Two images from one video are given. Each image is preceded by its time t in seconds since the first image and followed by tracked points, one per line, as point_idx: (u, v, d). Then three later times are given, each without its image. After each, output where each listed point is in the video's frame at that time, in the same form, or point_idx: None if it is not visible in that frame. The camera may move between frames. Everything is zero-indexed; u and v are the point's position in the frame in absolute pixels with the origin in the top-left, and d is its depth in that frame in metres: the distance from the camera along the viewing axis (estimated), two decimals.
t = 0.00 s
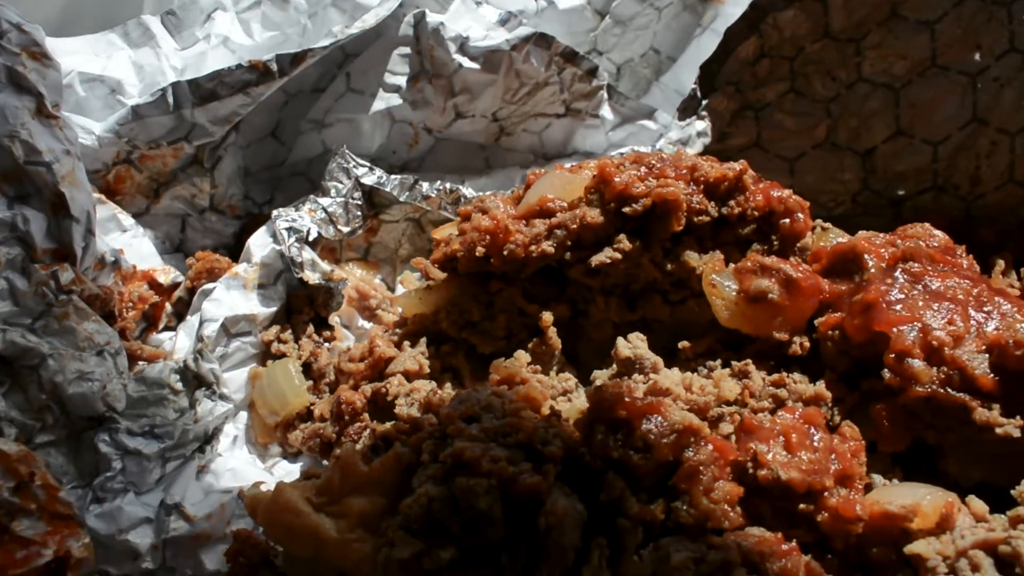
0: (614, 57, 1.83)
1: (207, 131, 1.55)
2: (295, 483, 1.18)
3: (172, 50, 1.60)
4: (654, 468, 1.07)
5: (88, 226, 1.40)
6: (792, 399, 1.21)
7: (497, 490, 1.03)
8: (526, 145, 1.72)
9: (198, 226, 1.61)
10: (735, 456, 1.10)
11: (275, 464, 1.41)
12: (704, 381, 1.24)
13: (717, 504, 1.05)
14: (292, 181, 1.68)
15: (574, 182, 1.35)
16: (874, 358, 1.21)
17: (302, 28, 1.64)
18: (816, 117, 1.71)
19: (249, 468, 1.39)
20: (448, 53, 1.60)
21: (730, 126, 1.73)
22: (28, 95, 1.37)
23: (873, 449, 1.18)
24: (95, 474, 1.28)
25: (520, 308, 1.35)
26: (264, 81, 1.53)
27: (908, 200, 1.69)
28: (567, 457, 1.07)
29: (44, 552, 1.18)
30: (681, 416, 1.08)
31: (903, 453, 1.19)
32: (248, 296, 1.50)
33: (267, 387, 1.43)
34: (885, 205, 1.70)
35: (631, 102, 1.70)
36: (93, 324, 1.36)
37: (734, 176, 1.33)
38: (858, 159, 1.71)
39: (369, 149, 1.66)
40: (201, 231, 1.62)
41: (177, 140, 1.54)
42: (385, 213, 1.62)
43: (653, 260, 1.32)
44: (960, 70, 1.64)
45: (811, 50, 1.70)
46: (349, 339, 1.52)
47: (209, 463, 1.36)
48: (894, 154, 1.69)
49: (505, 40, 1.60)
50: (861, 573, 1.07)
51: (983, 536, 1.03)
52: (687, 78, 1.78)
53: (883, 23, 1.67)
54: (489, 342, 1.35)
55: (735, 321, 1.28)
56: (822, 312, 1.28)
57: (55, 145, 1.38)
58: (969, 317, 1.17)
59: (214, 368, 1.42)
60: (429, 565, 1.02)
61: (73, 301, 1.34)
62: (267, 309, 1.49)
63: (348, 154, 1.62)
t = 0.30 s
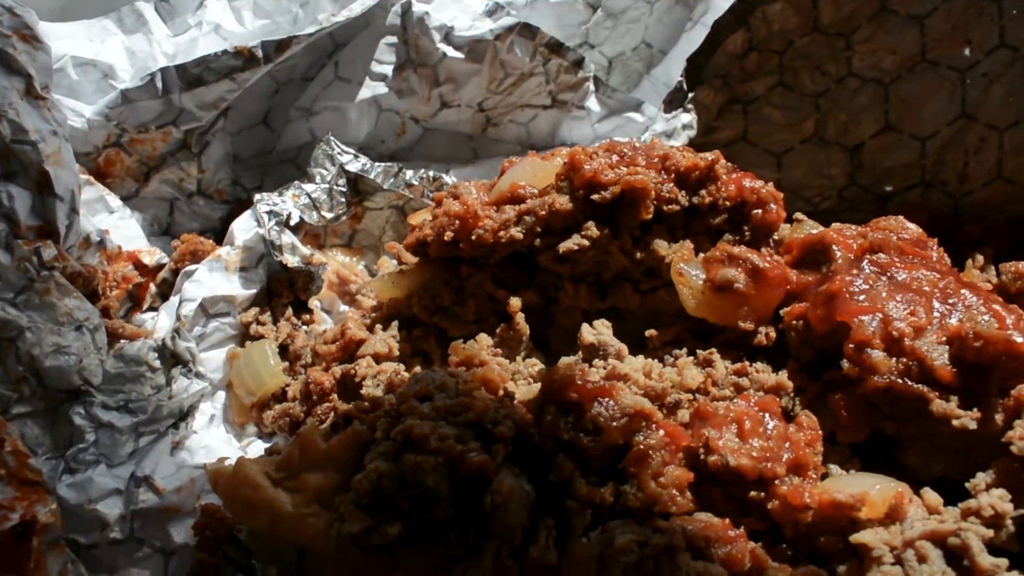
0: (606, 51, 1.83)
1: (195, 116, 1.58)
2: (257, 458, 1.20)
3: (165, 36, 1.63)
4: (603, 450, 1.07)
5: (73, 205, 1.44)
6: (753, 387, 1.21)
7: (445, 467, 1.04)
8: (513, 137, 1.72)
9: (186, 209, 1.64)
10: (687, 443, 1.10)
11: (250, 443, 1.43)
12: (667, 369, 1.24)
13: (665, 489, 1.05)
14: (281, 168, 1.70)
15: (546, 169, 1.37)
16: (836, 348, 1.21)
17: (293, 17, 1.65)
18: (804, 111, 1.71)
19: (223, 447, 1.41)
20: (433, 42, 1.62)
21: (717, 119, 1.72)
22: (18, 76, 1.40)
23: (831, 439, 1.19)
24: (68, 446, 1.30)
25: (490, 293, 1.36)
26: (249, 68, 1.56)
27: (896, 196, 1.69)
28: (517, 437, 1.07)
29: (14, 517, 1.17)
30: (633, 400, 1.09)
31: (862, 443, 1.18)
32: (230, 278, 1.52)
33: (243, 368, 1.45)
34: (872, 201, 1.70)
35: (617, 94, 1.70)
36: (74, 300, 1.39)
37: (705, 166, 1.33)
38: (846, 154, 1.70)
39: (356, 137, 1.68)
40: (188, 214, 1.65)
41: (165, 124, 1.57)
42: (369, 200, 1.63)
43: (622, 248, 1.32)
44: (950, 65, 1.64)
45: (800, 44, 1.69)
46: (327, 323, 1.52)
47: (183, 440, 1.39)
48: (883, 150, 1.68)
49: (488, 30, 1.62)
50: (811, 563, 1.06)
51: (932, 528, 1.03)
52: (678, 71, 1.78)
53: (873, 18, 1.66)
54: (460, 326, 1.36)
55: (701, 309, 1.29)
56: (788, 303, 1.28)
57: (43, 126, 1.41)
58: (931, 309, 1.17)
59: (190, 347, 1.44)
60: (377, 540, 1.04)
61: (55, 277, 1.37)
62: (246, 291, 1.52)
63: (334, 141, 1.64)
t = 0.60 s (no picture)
0: (597, 44, 1.83)
1: (183, 102, 1.60)
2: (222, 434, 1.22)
3: (157, 24, 1.66)
4: (555, 433, 1.08)
5: (58, 185, 1.47)
6: (716, 377, 1.21)
7: (396, 446, 1.05)
8: (500, 128, 1.73)
9: (175, 194, 1.66)
10: (641, 429, 1.10)
11: (226, 423, 1.46)
12: (631, 359, 1.24)
13: (615, 474, 1.06)
14: (270, 156, 1.72)
15: (519, 158, 1.38)
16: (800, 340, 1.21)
17: (285, 6, 1.67)
18: (792, 106, 1.70)
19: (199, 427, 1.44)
20: (419, 32, 1.63)
21: (704, 114, 1.72)
22: (8, 60, 1.43)
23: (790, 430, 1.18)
24: (44, 419, 1.33)
25: (461, 280, 1.36)
26: (236, 55, 1.58)
27: (882, 193, 1.68)
28: (469, 419, 1.08)
29: None
30: (587, 384, 1.10)
31: (821, 434, 1.18)
32: (213, 261, 1.54)
33: (221, 349, 1.48)
34: (859, 197, 1.69)
35: (605, 86, 1.70)
36: (56, 278, 1.42)
37: (678, 156, 1.33)
38: (833, 151, 1.70)
39: (344, 127, 1.69)
40: (177, 199, 1.67)
41: (154, 110, 1.59)
42: (354, 187, 1.64)
43: (592, 237, 1.32)
44: (939, 62, 1.63)
45: (788, 39, 1.69)
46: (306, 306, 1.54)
47: (159, 417, 1.41)
48: (869, 147, 1.68)
49: (473, 21, 1.63)
50: (760, 551, 1.06)
51: (880, 519, 1.02)
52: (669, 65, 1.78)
53: (863, 13, 1.65)
54: (431, 311, 1.37)
55: (668, 299, 1.29)
56: (755, 294, 1.27)
57: (30, 108, 1.44)
58: (895, 302, 1.16)
59: (168, 326, 1.47)
60: (328, 516, 1.06)
61: (38, 255, 1.40)
62: (228, 275, 1.54)
63: (320, 129, 1.65)
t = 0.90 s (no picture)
0: (589, 39, 1.84)
1: (173, 87, 1.62)
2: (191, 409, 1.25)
3: (153, 11, 1.65)
4: (508, 415, 1.08)
5: (46, 166, 1.49)
6: (679, 366, 1.21)
7: (350, 421, 1.06)
8: (488, 120, 1.73)
9: (165, 179, 1.68)
10: (598, 414, 1.11)
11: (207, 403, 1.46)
12: (598, 347, 1.25)
13: (568, 456, 1.06)
14: (261, 144, 1.74)
15: (494, 145, 1.39)
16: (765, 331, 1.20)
17: None
18: (781, 103, 1.69)
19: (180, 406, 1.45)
20: (406, 22, 1.65)
21: (692, 109, 1.72)
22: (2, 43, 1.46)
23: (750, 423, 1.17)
24: (24, 394, 1.35)
25: (434, 265, 1.37)
26: (224, 41, 1.61)
27: (871, 192, 1.67)
28: (425, 396, 1.09)
29: None
30: (543, 366, 1.10)
31: (783, 427, 1.17)
32: (197, 245, 1.55)
33: (201, 332, 1.48)
34: (847, 196, 1.68)
35: (592, 80, 1.71)
36: (42, 257, 1.42)
37: (651, 145, 1.33)
38: (822, 149, 1.68)
39: (333, 116, 1.71)
40: (167, 184, 1.69)
41: (145, 95, 1.62)
42: (340, 176, 1.66)
43: (563, 225, 1.33)
44: (930, 60, 1.60)
45: (778, 35, 1.68)
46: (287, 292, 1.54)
47: (138, 397, 1.42)
48: (859, 145, 1.66)
49: (460, 11, 1.65)
50: (712, 540, 1.06)
51: (831, 510, 1.01)
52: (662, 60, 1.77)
53: (854, 11, 1.64)
54: (402, 296, 1.39)
55: (637, 288, 1.28)
56: (724, 285, 1.26)
57: (21, 89, 1.47)
58: (860, 293, 1.15)
59: (150, 308, 1.48)
60: (283, 490, 1.08)
61: (24, 234, 1.41)
62: (211, 259, 1.56)
63: (308, 117, 1.66)
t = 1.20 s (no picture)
0: (583, 31, 1.84)
1: (167, 74, 1.65)
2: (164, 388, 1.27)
3: None
4: (467, 397, 1.08)
5: (37, 148, 1.51)
6: (648, 355, 1.20)
7: (310, 399, 1.07)
8: (478, 111, 1.74)
9: (158, 164, 1.71)
10: (559, 400, 1.11)
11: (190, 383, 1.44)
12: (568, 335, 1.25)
13: (526, 441, 1.06)
14: (255, 132, 1.76)
15: (472, 133, 1.39)
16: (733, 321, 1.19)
17: None
18: (773, 98, 1.68)
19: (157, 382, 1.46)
20: (396, 12, 1.66)
21: (682, 103, 1.71)
22: None
23: (714, 414, 1.16)
24: (6, 370, 1.36)
25: (410, 251, 1.38)
26: (216, 28, 1.63)
27: (861, 189, 1.64)
28: (386, 378, 1.10)
29: None
30: (504, 350, 1.10)
31: (747, 418, 1.16)
32: (184, 228, 1.57)
33: (185, 314, 1.50)
34: (837, 193, 1.66)
35: (582, 73, 1.71)
36: (30, 237, 1.43)
37: (628, 135, 1.33)
38: (813, 145, 1.67)
39: (325, 104, 1.72)
40: (160, 169, 1.71)
41: (139, 81, 1.64)
42: (329, 164, 1.66)
43: (539, 213, 1.33)
44: (924, 55, 1.57)
45: (769, 30, 1.67)
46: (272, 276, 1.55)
47: (120, 374, 1.44)
48: (850, 141, 1.64)
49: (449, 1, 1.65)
50: (668, 530, 1.05)
51: (785, 501, 1.00)
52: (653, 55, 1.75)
53: (847, 5, 1.62)
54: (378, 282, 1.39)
55: (608, 277, 1.29)
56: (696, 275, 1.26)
57: (15, 72, 1.47)
58: (827, 285, 1.14)
59: (134, 288, 1.50)
60: (245, 465, 1.09)
61: (14, 214, 1.42)
62: (197, 242, 1.58)
63: (298, 105, 1.68)
